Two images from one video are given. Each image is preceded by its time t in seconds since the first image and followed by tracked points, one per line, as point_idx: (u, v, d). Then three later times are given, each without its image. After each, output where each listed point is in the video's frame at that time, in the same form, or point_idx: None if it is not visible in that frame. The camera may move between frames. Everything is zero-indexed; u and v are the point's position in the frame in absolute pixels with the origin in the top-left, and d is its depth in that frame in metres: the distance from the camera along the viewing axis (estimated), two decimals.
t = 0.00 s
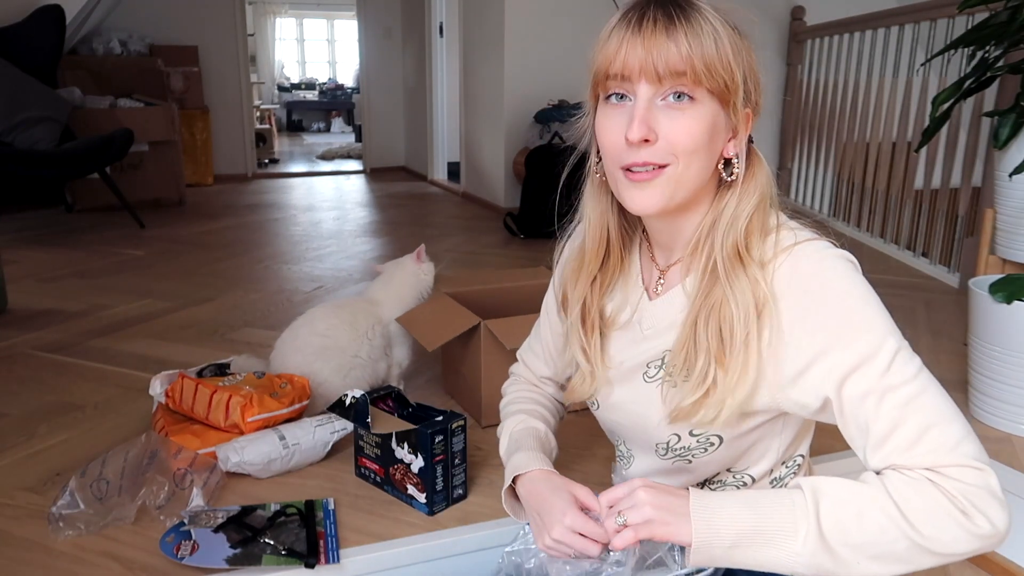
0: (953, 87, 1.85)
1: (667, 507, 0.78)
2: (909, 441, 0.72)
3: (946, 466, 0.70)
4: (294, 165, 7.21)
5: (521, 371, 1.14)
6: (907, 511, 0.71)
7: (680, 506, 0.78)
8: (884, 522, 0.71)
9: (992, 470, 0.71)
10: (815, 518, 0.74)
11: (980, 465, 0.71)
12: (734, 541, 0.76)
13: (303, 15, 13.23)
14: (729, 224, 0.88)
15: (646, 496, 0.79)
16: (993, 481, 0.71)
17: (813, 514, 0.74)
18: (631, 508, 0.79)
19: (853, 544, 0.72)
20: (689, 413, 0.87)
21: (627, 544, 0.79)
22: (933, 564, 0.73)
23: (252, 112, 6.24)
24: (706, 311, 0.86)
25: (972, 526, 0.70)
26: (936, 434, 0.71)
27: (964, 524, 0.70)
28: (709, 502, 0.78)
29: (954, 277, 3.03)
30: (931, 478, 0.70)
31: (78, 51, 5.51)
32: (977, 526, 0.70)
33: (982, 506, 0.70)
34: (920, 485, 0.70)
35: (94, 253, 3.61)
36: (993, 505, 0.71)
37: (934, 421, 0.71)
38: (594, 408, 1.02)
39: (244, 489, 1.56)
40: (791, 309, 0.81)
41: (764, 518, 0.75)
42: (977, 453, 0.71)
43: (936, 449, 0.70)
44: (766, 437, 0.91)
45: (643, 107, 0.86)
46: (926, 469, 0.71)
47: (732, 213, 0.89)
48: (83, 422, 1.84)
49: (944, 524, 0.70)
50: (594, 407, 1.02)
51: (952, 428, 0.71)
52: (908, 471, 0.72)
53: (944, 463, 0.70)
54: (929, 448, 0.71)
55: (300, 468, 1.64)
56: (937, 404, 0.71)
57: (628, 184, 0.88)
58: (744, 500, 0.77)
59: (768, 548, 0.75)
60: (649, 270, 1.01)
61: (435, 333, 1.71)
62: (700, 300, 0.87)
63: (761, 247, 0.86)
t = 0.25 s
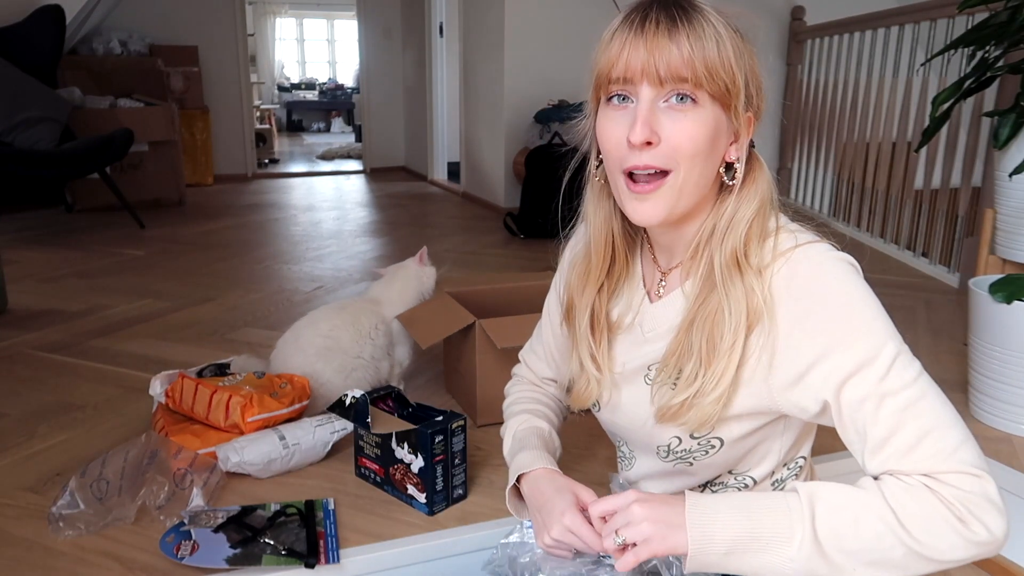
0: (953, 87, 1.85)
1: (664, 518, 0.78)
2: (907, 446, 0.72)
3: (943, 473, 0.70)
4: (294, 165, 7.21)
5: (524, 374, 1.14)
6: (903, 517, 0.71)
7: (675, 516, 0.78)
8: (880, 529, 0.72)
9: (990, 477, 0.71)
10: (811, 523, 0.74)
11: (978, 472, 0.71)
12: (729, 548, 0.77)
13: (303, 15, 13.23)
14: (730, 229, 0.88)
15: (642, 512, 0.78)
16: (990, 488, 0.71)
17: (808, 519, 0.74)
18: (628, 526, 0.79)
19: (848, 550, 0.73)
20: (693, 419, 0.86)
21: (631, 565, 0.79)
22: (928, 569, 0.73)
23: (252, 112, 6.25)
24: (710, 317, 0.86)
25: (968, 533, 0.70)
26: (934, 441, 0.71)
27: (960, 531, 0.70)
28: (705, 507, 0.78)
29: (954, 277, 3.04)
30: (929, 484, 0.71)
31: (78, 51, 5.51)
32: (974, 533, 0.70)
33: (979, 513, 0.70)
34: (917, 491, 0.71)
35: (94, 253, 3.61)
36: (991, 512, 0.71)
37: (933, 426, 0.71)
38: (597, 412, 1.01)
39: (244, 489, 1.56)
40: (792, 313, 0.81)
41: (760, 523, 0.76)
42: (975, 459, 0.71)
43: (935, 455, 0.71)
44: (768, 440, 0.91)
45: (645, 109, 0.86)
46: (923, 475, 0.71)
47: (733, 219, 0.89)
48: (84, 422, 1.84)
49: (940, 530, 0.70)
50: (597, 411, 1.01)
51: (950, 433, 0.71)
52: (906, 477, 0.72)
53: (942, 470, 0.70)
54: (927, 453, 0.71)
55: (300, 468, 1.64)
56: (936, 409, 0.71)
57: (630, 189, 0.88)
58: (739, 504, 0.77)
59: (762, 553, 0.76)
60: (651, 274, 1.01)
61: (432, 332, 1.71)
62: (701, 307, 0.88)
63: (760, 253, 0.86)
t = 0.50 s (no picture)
0: (953, 87, 1.85)
1: (662, 528, 0.78)
2: (906, 447, 0.72)
3: (942, 474, 0.70)
4: (294, 165, 7.21)
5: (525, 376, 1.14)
6: (900, 517, 0.71)
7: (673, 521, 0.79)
8: (878, 529, 0.72)
9: (988, 478, 0.71)
10: (809, 524, 0.74)
11: (976, 473, 0.71)
12: (728, 548, 0.77)
13: (303, 15, 13.23)
14: (729, 230, 0.88)
15: (642, 527, 0.79)
16: (989, 489, 0.71)
17: (806, 519, 0.75)
18: (630, 542, 0.79)
19: (845, 550, 0.73)
20: (693, 421, 0.86)
21: None
22: (925, 569, 0.74)
23: (252, 112, 6.24)
24: (710, 318, 0.86)
25: (965, 534, 0.70)
26: (933, 441, 0.71)
27: (957, 531, 0.70)
28: (703, 510, 0.78)
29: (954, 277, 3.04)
30: (927, 485, 0.71)
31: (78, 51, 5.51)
32: (971, 534, 0.71)
33: (977, 514, 0.71)
34: (915, 492, 0.71)
35: (94, 253, 3.61)
36: (988, 513, 0.71)
37: (932, 427, 0.71)
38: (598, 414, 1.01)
39: (244, 489, 1.56)
40: (791, 314, 0.81)
41: (758, 524, 0.76)
42: (973, 460, 0.71)
43: (934, 456, 0.71)
44: (767, 440, 0.91)
45: (645, 112, 0.86)
46: (921, 476, 0.71)
47: (733, 219, 0.89)
48: (83, 422, 1.84)
49: (937, 531, 0.71)
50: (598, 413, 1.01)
51: (949, 434, 0.71)
52: (904, 478, 0.72)
53: (940, 471, 0.70)
54: (926, 454, 0.71)
55: (300, 468, 1.64)
56: (935, 411, 0.71)
57: (631, 192, 0.88)
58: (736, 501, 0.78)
59: (760, 553, 0.76)
60: (650, 275, 1.01)
61: (431, 332, 1.71)
62: (701, 308, 0.87)
63: (758, 253, 0.86)
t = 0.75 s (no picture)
0: (953, 87, 1.85)
1: (660, 534, 0.79)
2: (901, 447, 0.72)
3: (937, 475, 0.70)
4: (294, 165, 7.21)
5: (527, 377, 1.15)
6: (894, 517, 0.72)
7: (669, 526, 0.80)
8: (871, 529, 0.73)
9: (983, 478, 0.71)
10: (802, 524, 0.75)
11: (972, 473, 0.71)
12: (721, 551, 0.78)
13: (303, 15, 13.23)
14: (726, 230, 0.88)
15: (637, 531, 0.80)
16: (983, 490, 0.71)
17: (800, 519, 0.76)
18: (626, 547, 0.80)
19: (839, 551, 0.74)
20: (690, 420, 0.86)
21: None
22: (920, 569, 0.74)
23: (252, 112, 6.24)
24: (707, 318, 0.86)
25: (959, 534, 0.71)
26: (928, 442, 0.71)
27: (951, 532, 0.71)
28: (696, 512, 0.79)
29: (954, 277, 3.04)
30: (922, 486, 0.71)
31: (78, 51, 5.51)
32: (964, 535, 0.71)
33: (971, 515, 0.71)
34: (910, 493, 0.71)
35: (94, 253, 3.61)
36: (983, 514, 0.71)
37: (927, 426, 0.71)
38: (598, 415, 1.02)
39: (244, 489, 1.56)
40: (788, 314, 0.81)
41: (750, 525, 0.77)
42: (969, 460, 0.71)
43: (929, 456, 0.71)
44: (765, 439, 0.91)
45: (640, 114, 0.86)
46: (917, 476, 0.71)
47: (731, 218, 0.88)
48: (83, 422, 1.84)
49: (929, 532, 0.71)
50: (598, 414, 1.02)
51: (945, 434, 0.71)
52: (899, 478, 0.72)
53: (935, 471, 0.70)
54: (920, 454, 0.71)
55: (301, 468, 1.64)
56: (931, 411, 0.71)
57: (626, 194, 0.88)
58: (731, 500, 0.78)
59: (754, 555, 0.77)
60: (649, 275, 1.01)
61: (431, 332, 1.71)
62: (699, 308, 0.88)
63: (754, 253, 0.86)
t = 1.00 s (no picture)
0: (953, 87, 1.85)
1: (659, 535, 0.78)
2: (899, 442, 0.71)
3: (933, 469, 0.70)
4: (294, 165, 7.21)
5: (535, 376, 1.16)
6: (893, 513, 0.71)
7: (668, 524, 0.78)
8: (869, 525, 0.72)
9: (981, 472, 0.71)
10: (801, 519, 0.75)
11: (968, 468, 0.70)
12: (719, 548, 0.77)
13: (303, 15, 13.22)
14: (722, 228, 0.88)
15: (632, 531, 0.78)
16: (980, 485, 0.70)
17: (798, 515, 0.75)
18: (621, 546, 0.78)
19: (837, 549, 0.73)
20: (687, 417, 0.87)
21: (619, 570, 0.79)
22: (918, 564, 0.73)
23: (252, 112, 6.25)
24: (703, 315, 0.86)
25: (957, 529, 0.70)
26: (925, 436, 0.70)
27: (949, 527, 0.70)
28: (693, 509, 0.78)
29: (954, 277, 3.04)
30: (919, 481, 0.70)
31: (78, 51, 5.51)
32: (963, 529, 0.70)
33: (968, 509, 0.70)
34: (908, 487, 0.70)
35: (94, 253, 3.61)
36: (980, 509, 0.70)
37: (924, 421, 0.71)
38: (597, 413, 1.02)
39: (244, 489, 1.56)
40: (783, 310, 0.81)
41: (748, 521, 0.76)
42: (966, 455, 0.71)
43: (924, 450, 0.70)
44: (763, 437, 0.91)
45: (632, 113, 0.86)
46: (914, 471, 0.71)
47: (726, 216, 0.88)
48: (84, 422, 1.84)
49: (927, 527, 0.70)
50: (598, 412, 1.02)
51: (941, 428, 0.71)
52: (897, 473, 0.72)
53: (931, 466, 0.70)
54: (916, 447, 0.71)
55: (301, 468, 1.64)
56: (926, 406, 0.71)
57: (620, 193, 0.88)
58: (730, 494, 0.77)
59: (752, 551, 0.76)
60: (648, 274, 1.01)
61: (431, 332, 1.71)
62: (695, 305, 0.88)
63: (750, 250, 0.86)
